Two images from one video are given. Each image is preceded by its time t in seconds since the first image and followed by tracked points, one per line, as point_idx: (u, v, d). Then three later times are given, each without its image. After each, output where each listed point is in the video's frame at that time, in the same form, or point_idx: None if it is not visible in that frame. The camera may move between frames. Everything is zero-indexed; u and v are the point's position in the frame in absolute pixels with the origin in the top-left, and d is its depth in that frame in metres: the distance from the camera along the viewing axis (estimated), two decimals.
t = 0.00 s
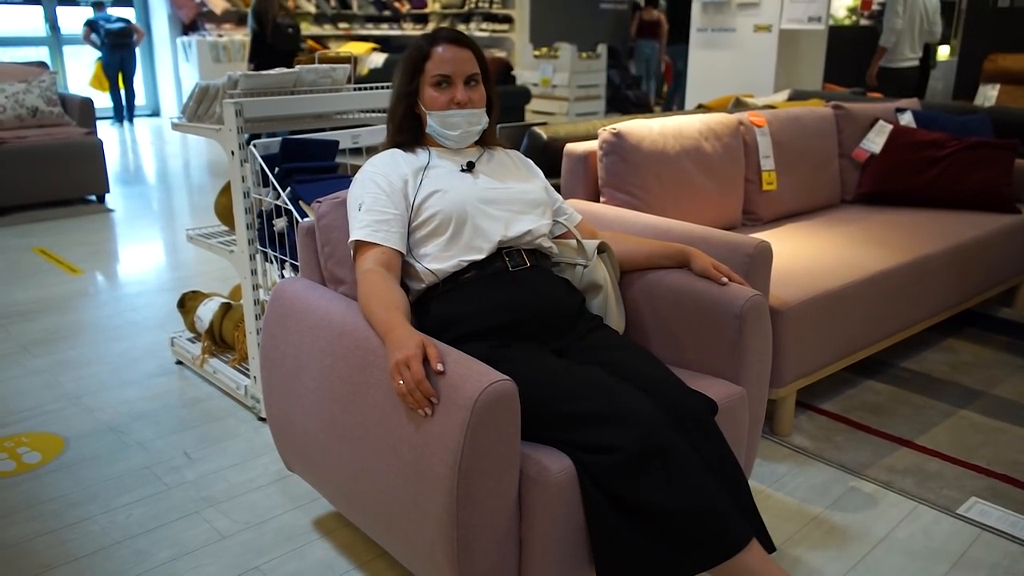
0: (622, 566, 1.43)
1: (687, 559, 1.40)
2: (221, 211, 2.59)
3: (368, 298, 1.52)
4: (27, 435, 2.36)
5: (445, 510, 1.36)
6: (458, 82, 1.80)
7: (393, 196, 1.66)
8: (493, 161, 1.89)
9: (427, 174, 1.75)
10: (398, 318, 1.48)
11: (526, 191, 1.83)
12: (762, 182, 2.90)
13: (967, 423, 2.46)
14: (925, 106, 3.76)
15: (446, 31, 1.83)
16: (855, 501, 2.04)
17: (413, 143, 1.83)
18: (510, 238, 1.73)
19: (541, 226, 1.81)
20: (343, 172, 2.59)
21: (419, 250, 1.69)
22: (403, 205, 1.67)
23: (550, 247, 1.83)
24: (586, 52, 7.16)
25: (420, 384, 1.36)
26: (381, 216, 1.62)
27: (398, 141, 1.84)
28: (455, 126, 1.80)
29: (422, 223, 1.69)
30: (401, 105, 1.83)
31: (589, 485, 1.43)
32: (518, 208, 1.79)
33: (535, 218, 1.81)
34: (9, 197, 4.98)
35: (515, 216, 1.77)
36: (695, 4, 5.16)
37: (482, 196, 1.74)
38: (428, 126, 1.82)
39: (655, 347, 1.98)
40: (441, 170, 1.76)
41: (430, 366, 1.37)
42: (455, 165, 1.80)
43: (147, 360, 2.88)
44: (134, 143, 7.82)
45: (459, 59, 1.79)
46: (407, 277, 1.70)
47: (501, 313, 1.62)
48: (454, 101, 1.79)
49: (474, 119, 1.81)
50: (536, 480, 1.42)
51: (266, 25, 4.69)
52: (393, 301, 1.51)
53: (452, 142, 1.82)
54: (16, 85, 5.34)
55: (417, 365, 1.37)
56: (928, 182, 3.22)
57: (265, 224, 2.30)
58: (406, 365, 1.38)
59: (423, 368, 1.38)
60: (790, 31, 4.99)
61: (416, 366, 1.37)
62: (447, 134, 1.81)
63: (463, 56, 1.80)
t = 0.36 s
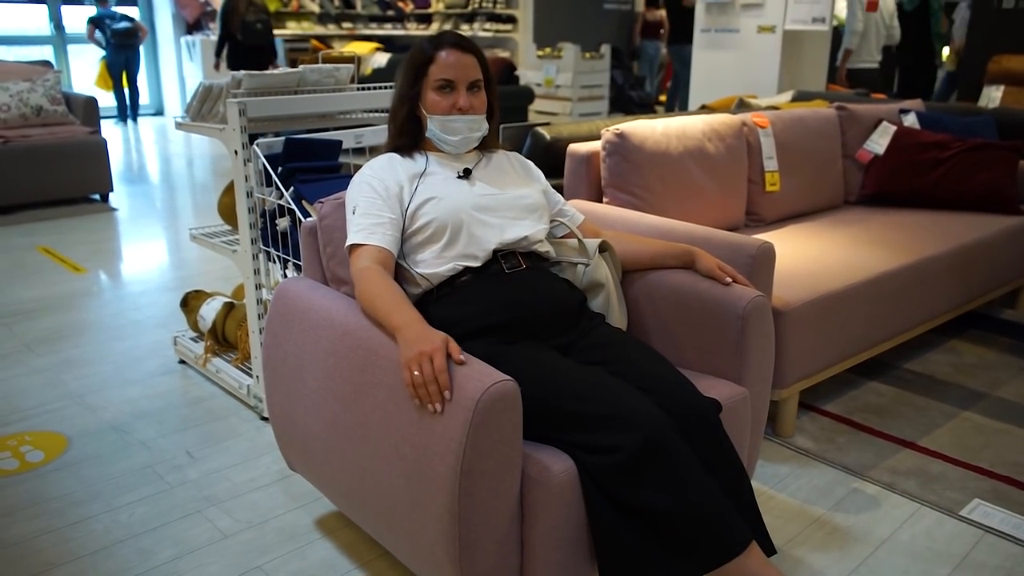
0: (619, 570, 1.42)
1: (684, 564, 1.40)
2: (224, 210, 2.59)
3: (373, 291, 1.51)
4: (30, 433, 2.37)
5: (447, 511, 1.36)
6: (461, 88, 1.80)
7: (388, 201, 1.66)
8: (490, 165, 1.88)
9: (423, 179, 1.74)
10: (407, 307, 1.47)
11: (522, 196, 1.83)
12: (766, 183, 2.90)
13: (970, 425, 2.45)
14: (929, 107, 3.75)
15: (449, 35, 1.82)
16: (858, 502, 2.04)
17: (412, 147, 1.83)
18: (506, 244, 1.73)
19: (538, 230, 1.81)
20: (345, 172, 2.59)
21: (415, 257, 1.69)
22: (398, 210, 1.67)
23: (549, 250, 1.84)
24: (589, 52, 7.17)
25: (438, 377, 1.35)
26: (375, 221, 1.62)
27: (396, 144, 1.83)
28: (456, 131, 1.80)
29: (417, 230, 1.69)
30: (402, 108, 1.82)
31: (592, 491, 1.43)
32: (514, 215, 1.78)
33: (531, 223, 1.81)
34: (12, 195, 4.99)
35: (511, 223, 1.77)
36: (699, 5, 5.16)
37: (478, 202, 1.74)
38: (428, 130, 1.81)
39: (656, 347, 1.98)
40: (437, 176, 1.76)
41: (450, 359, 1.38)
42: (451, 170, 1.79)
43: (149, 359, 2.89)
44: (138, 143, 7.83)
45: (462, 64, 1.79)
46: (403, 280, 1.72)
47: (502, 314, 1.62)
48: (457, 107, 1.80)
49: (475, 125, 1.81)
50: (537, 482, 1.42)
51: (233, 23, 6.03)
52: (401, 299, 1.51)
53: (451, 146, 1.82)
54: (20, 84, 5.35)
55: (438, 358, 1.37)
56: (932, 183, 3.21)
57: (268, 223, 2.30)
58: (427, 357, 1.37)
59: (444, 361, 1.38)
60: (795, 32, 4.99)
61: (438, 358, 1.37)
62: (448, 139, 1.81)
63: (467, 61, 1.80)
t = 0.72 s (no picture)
0: (617, 571, 1.42)
1: (684, 564, 1.39)
2: (224, 209, 2.59)
3: (367, 304, 1.49)
4: (29, 431, 2.37)
5: (445, 511, 1.36)
6: (476, 84, 1.78)
7: (392, 203, 1.66)
8: (492, 168, 1.88)
9: (427, 183, 1.73)
10: (394, 328, 1.44)
11: (526, 202, 1.82)
12: (766, 185, 2.90)
13: (968, 428, 2.45)
14: (929, 110, 3.75)
15: (455, 33, 1.81)
16: (856, 505, 2.04)
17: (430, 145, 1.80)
18: (507, 251, 1.72)
19: (539, 236, 1.81)
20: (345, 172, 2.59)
21: (416, 261, 1.69)
22: (403, 212, 1.66)
23: (549, 255, 1.84)
24: (590, 53, 7.17)
25: (418, 409, 1.34)
26: (382, 222, 1.61)
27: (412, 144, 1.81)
28: (475, 127, 1.78)
29: (419, 234, 1.68)
30: (416, 107, 1.80)
31: (588, 490, 1.43)
32: (517, 220, 1.78)
33: (534, 229, 1.81)
34: (12, 192, 4.99)
35: (513, 228, 1.77)
36: (700, 7, 5.16)
37: (481, 209, 1.73)
38: (445, 127, 1.79)
39: (655, 349, 1.98)
40: (441, 180, 1.75)
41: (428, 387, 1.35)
42: (455, 174, 1.79)
43: (148, 357, 2.89)
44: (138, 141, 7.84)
45: (474, 60, 1.78)
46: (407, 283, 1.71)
47: (501, 315, 1.62)
48: (475, 102, 1.78)
49: (492, 120, 1.80)
50: (536, 482, 1.42)
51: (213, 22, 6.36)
52: (393, 310, 1.48)
53: (469, 143, 1.80)
54: (21, 81, 5.35)
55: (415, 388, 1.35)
56: (932, 186, 3.21)
57: (268, 222, 2.30)
58: (405, 387, 1.36)
59: (423, 391, 1.35)
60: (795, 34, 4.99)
61: (415, 389, 1.35)
62: (467, 136, 1.79)
63: (478, 57, 1.78)
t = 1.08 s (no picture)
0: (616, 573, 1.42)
1: (684, 564, 1.39)
2: (224, 208, 2.58)
3: (364, 302, 1.49)
4: (28, 429, 2.37)
5: (444, 511, 1.36)
6: (484, 89, 1.79)
7: (390, 199, 1.65)
8: (491, 164, 1.87)
9: (427, 177, 1.73)
10: (388, 324, 1.45)
11: (526, 198, 1.82)
12: (766, 186, 2.90)
13: (968, 431, 2.45)
14: (930, 112, 3.75)
15: (462, 35, 1.81)
16: (856, 507, 2.04)
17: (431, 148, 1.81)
18: (506, 246, 1.72)
19: (539, 233, 1.80)
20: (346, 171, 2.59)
21: (414, 255, 1.68)
22: (400, 209, 1.66)
23: (549, 254, 1.83)
24: (591, 53, 7.17)
25: (411, 389, 1.34)
26: (376, 220, 1.60)
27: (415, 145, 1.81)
28: (482, 133, 1.79)
29: (419, 228, 1.68)
30: (423, 109, 1.79)
31: (588, 491, 1.43)
32: (517, 215, 1.78)
33: (534, 225, 1.81)
34: (13, 190, 4.98)
35: (512, 224, 1.77)
36: (701, 8, 5.15)
37: (481, 204, 1.73)
38: (452, 131, 1.79)
39: (655, 349, 1.97)
40: (442, 175, 1.75)
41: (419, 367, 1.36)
42: (455, 169, 1.79)
43: (148, 356, 2.89)
44: (139, 139, 7.83)
45: (483, 65, 1.78)
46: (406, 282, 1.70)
47: (501, 315, 1.62)
48: (482, 108, 1.78)
49: (497, 126, 1.81)
50: (536, 482, 1.42)
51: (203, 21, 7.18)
52: (391, 309, 1.48)
53: (474, 148, 1.81)
54: (22, 79, 5.35)
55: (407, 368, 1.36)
56: (933, 188, 3.21)
57: (268, 221, 2.30)
58: (399, 370, 1.36)
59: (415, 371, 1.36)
60: (797, 36, 4.99)
61: (409, 369, 1.35)
62: (473, 140, 1.79)
63: (486, 62, 1.78)
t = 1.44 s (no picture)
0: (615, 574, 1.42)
1: (682, 565, 1.40)
2: (223, 209, 2.59)
3: (368, 299, 1.50)
4: (27, 431, 2.37)
5: (443, 512, 1.36)
6: (491, 94, 1.79)
7: (389, 202, 1.65)
8: (491, 165, 1.87)
9: (427, 179, 1.74)
10: (402, 317, 1.46)
11: (525, 199, 1.82)
12: (765, 187, 2.90)
13: (966, 431, 2.45)
14: (928, 112, 3.75)
15: (472, 39, 1.80)
16: (854, 507, 2.04)
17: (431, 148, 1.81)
18: (505, 247, 1.72)
19: (538, 235, 1.81)
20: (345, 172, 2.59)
21: (414, 257, 1.69)
22: (400, 212, 1.66)
23: (548, 255, 1.83)
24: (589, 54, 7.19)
25: (435, 380, 1.34)
26: (375, 223, 1.61)
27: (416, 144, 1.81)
28: (485, 137, 1.79)
29: (418, 231, 1.68)
30: (428, 109, 1.78)
31: (586, 492, 1.43)
32: (516, 217, 1.78)
33: (532, 227, 1.81)
34: (11, 192, 4.99)
35: (512, 224, 1.77)
36: (700, 9, 5.15)
37: (480, 206, 1.73)
38: (457, 133, 1.79)
39: (654, 350, 1.97)
40: (441, 177, 1.75)
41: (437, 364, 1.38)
42: (455, 171, 1.79)
43: (146, 357, 2.89)
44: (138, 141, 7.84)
45: (492, 71, 1.78)
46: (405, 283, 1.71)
47: (499, 316, 1.62)
48: (488, 113, 1.78)
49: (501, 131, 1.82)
50: (535, 483, 1.42)
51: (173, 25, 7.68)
52: (396, 304, 1.48)
53: (476, 151, 1.81)
54: (20, 81, 5.35)
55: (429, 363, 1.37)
56: (932, 188, 3.21)
57: (266, 223, 2.30)
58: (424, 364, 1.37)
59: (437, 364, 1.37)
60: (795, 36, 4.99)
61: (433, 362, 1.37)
62: (476, 144, 1.79)
63: (496, 68, 1.78)
